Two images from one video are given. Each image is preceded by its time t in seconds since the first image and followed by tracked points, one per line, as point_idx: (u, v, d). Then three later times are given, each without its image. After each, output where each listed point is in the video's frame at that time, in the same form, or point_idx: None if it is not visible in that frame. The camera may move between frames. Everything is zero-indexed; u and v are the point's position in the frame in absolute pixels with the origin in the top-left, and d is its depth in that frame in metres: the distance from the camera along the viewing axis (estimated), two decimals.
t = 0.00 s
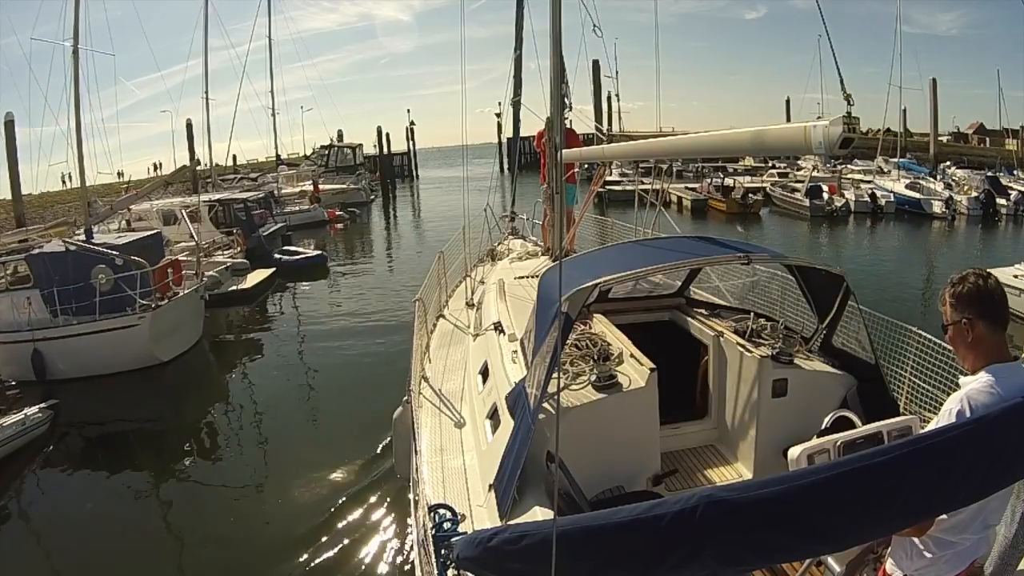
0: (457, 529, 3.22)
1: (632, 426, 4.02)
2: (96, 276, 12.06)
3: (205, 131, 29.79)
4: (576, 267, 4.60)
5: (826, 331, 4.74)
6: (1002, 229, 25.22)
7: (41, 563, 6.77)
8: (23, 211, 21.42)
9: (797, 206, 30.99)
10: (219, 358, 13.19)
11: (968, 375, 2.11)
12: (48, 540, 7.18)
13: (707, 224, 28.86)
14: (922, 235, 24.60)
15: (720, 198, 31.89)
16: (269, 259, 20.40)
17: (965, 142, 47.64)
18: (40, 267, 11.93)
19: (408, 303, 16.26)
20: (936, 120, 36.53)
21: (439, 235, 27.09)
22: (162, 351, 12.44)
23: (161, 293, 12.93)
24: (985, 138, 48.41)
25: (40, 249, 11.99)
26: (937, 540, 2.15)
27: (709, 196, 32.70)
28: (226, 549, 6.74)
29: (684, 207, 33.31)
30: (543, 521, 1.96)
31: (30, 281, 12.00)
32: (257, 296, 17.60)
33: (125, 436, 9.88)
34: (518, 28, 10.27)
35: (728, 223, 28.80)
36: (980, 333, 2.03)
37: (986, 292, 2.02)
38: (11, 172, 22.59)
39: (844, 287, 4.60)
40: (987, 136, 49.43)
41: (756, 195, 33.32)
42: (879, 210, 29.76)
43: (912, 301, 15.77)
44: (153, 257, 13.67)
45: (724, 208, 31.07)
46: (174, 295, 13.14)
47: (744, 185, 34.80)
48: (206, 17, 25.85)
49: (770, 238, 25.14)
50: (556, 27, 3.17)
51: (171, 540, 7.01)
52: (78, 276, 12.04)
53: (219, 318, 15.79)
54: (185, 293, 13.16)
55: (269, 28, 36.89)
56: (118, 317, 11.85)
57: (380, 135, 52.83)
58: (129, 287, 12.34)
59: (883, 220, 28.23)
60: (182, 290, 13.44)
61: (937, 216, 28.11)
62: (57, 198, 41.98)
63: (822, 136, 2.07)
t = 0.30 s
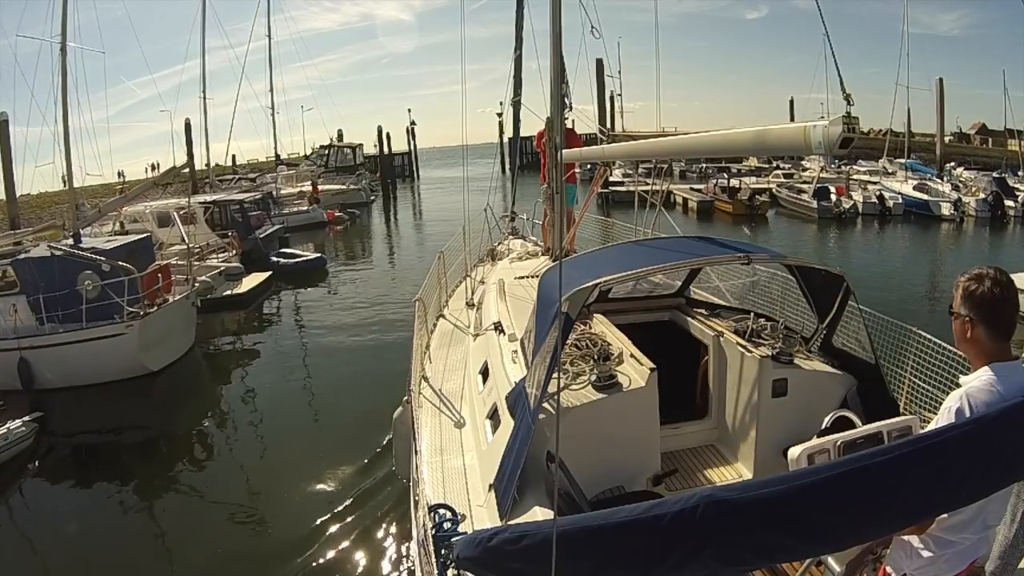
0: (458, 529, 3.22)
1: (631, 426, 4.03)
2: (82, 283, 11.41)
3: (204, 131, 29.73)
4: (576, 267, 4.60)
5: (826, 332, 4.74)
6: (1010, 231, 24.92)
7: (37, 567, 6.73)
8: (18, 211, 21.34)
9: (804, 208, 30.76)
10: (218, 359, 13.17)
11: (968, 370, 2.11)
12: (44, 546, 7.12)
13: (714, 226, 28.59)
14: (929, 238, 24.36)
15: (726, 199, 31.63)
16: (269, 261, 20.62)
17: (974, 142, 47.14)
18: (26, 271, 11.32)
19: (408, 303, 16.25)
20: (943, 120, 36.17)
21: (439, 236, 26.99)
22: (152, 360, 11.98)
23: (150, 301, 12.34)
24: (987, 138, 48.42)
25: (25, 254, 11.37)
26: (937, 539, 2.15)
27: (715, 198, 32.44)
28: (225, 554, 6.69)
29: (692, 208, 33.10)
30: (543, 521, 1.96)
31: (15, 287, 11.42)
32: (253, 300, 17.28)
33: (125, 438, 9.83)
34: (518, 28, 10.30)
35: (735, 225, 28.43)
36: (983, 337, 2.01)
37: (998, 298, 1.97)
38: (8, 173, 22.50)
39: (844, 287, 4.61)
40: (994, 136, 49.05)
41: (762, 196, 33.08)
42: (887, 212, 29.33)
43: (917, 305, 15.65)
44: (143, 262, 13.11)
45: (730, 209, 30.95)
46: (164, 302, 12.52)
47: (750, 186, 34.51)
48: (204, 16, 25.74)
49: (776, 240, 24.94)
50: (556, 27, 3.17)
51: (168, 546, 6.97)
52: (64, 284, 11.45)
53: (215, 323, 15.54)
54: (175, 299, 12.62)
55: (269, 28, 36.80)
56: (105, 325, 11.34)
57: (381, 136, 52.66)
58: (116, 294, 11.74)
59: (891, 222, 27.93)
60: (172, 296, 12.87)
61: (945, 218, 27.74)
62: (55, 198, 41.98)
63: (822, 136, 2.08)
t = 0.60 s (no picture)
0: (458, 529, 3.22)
1: (631, 426, 4.02)
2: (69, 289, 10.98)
3: (204, 131, 29.69)
4: (576, 267, 4.60)
5: (826, 332, 4.74)
6: (1019, 234, 24.57)
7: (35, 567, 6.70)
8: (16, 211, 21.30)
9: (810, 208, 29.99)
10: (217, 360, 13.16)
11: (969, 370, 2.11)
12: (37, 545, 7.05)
13: (719, 228, 28.31)
14: (936, 240, 24.08)
15: (732, 201, 31.24)
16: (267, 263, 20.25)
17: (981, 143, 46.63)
18: (14, 277, 10.99)
19: (408, 305, 16.21)
20: (949, 119, 35.76)
21: (440, 237, 26.88)
22: (142, 369, 11.45)
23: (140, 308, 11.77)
24: (988, 139, 48.37)
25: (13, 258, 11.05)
26: (935, 539, 2.15)
27: (720, 199, 32.12)
28: (225, 556, 6.67)
29: (696, 209, 32.88)
30: (543, 521, 1.96)
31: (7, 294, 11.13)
32: (248, 303, 16.91)
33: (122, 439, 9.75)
34: (519, 28, 10.29)
35: (741, 227, 28.10)
36: (984, 338, 2.01)
37: (1001, 301, 1.96)
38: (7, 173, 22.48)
39: (844, 287, 4.61)
40: (1001, 137, 48.60)
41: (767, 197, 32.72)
42: (894, 214, 28.93)
43: (923, 308, 15.52)
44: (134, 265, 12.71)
45: (736, 210, 30.65)
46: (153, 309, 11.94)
47: (753, 187, 34.24)
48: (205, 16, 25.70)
49: (781, 242, 24.73)
50: (557, 27, 3.16)
51: (166, 548, 6.92)
52: (52, 290, 11.06)
53: (209, 328, 15.13)
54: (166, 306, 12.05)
55: (269, 28, 36.82)
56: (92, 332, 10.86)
57: (380, 135, 52.48)
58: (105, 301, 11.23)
59: (898, 225, 27.56)
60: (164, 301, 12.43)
61: (953, 220, 27.27)
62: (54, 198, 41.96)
63: (822, 136, 2.08)
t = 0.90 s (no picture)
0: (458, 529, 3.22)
1: (631, 426, 4.02)
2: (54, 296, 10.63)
3: (204, 131, 29.62)
4: (576, 267, 4.60)
5: (826, 332, 4.74)
6: None
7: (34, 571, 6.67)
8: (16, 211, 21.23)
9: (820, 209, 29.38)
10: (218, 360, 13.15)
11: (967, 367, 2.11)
12: (31, 552, 6.98)
13: (726, 230, 28.01)
14: (945, 242, 23.77)
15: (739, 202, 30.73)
16: (264, 266, 19.95)
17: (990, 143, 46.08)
18: None
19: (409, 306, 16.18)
20: (957, 119, 35.34)
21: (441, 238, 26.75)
22: (131, 380, 10.95)
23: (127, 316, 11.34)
24: (990, 138, 48.22)
25: None
26: (936, 539, 2.15)
27: (727, 200, 31.80)
28: (226, 560, 6.63)
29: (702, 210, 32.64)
30: (543, 521, 1.96)
31: None
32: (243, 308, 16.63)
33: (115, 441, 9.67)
34: (519, 27, 10.28)
35: (749, 229, 27.75)
36: (982, 338, 2.01)
37: (1000, 302, 1.95)
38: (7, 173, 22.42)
39: (844, 287, 4.62)
40: (1004, 137, 48.40)
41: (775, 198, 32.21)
42: (902, 216, 28.42)
43: (929, 310, 15.37)
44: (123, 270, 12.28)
45: (742, 212, 30.22)
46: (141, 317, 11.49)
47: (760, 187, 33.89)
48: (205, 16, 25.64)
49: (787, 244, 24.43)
50: (557, 27, 3.16)
51: (165, 552, 6.90)
52: (38, 297, 10.72)
53: (203, 334, 14.83)
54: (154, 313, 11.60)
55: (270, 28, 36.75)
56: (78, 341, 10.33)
57: (381, 135, 52.34)
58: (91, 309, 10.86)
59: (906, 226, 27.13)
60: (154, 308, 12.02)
61: (962, 221, 26.74)
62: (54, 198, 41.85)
63: (822, 136, 2.09)
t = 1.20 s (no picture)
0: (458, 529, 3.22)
1: (630, 426, 4.02)
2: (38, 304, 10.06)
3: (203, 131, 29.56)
4: (576, 267, 4.60)
5: (826, 332, 4.75)
6: None
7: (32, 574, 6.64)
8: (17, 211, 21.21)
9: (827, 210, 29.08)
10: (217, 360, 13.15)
11: (966, 366, 2.11)
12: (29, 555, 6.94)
13: (732, 232, 27.67)
14: (952, 244, 23.49)
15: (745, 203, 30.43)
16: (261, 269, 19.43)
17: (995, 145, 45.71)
18: None
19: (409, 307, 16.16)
20: (963, 119, 35.00)
21: (441, 238, 26.66)
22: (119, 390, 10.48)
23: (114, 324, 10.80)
24: (992, 138, 48.08)
25: None
26: (936, 538, 2.14)
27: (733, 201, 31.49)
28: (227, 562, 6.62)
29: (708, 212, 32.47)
30: (543, 521, 1.96)
31: None
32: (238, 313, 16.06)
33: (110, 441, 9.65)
34: (519, 28, 10.31)
35: (756, 231, 27.43)
36: (982, 339, 2.01)
37: (998, 302, 1.95)
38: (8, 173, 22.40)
39: (844, 287, 4.62)
40: (1008, 138, 48.19)
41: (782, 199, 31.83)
42: (910, 217, 28.05)
43: (933, 313, 15.29)
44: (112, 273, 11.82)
45: (749, 213, 29.82)
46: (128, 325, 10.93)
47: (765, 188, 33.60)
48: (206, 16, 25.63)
49: (791, 245, 24.25)
50: (557, 27, 3.16)
51: (164, 555, 6.86)
52: (22, 304, 10.16)
53: (198, 338, 14.46)
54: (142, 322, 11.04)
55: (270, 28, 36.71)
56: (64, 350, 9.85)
57: (381, 134, 52.23)
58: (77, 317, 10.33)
59: (913, 228, 26.81)
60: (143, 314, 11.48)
61: (969, 223, 26.35)
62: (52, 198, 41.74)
63: (822, 136, 2.09)
